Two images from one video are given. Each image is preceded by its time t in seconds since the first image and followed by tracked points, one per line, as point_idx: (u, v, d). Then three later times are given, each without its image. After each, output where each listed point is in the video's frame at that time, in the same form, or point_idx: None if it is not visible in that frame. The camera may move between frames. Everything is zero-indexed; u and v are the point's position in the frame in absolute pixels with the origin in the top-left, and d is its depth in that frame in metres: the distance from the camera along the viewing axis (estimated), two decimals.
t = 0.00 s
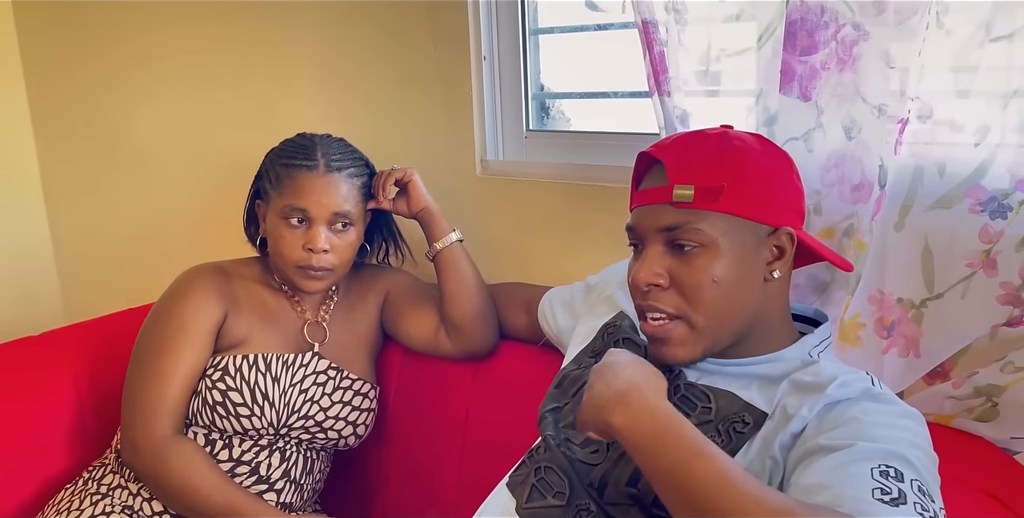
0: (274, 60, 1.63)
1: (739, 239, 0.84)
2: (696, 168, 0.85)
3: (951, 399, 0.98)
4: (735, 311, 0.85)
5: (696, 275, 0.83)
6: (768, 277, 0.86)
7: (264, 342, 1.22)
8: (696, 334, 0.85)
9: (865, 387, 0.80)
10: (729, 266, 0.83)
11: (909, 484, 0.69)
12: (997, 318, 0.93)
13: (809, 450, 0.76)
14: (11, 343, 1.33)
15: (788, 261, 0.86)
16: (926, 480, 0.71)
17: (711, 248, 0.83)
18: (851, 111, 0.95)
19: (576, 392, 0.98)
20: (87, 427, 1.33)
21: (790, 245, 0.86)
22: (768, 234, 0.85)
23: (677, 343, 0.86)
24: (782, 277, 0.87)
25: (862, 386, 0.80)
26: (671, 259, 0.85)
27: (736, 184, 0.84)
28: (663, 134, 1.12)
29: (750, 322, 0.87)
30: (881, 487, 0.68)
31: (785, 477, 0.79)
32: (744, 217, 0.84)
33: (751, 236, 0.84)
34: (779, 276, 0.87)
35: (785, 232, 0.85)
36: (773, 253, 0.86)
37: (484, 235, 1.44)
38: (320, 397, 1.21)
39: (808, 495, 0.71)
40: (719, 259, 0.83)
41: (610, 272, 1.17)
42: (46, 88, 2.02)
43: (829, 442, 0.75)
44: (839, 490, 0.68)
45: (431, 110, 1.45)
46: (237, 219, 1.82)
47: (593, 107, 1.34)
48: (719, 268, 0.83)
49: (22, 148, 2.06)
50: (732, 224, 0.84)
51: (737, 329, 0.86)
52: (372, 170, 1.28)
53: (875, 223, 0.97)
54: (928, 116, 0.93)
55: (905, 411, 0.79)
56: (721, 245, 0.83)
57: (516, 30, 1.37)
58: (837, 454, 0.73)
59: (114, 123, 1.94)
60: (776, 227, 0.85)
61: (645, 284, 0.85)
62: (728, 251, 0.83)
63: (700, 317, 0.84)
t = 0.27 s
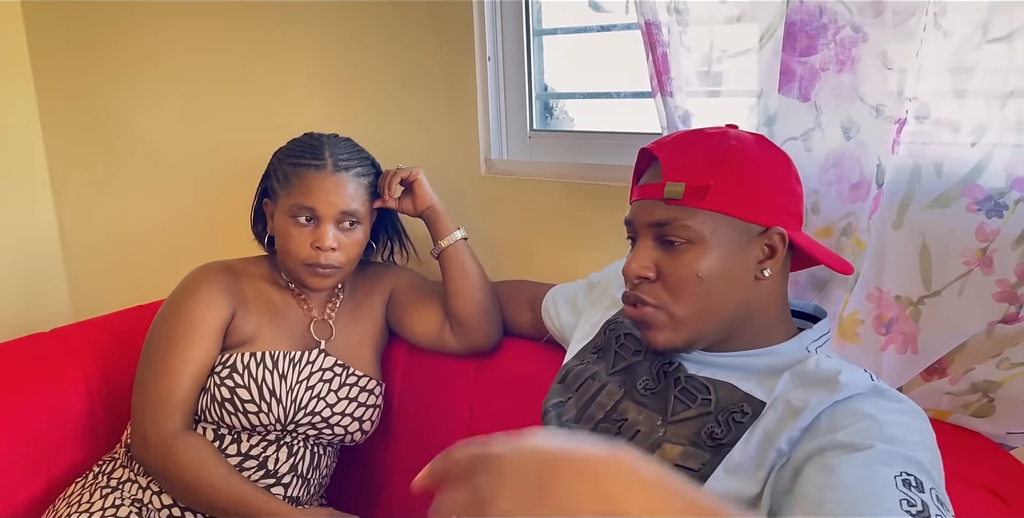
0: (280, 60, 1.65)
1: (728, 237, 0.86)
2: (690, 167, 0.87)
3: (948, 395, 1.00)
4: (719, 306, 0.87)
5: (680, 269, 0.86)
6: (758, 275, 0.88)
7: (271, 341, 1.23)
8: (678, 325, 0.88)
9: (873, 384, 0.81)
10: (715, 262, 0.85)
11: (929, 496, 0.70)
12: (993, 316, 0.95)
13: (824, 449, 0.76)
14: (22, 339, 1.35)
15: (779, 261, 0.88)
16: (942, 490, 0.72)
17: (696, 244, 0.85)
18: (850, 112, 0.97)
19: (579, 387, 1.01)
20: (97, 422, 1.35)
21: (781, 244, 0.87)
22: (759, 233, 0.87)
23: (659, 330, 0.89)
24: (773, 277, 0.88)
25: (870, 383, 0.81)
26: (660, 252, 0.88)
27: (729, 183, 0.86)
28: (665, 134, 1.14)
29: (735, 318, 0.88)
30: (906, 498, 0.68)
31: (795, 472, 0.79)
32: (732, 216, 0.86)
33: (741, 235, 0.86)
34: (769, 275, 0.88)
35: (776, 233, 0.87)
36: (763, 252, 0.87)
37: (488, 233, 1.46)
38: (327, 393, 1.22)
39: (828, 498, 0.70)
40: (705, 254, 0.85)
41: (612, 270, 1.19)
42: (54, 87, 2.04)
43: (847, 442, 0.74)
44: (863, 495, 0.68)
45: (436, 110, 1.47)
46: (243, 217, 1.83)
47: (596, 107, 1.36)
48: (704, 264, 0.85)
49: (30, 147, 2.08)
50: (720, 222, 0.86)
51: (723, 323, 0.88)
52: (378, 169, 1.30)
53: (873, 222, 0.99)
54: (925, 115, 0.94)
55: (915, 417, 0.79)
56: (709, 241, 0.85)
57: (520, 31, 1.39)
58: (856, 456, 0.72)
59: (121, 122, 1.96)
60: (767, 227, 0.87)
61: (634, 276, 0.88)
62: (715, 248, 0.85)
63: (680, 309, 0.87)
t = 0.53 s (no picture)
0: (288, 58, 1.67)
1: (722, 239, 0.87)
2: (688, 168, 0.89)
3: (948, 389, 1.01)
4: (712, 306, 0.89)
5: (674, 270, 0.88)
6: (753, 275, 0.89)
7: (280, 335, 1.25)
8: (673, 324, 0.90)
9: (871, 380, 0.83)
10: (709, 263, 0.87)
11: (914, 492, 0.73)
12: (992, 311, 0.96)
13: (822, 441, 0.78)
14: (35, 333, 1.37)
15: (776, 261, 0.88)
16: (929, 485, 0.76)
17: (689, 245, 0.87)
18: (851, 110, 0.99)
19: (584, 381, 1.02)
20: (108, 415, 1.37)
21: (776, 245, 0.87)
22: (756, 234, 0.88)
23: (655, 327, 0.92)
24: (770, 276, 0.89)
25: (868, 378, 0.83)
26: (656, 252, 0.90)
27: (726, 183, 0.87)
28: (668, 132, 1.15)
29: (730, 316, 0.90)
30: (891, 494, 0.72)
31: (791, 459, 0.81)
32: (727, 217, 0.87)
33: (736, 236, 0.87)
34: (766, 275, 0.89)
35: (772, 234, 0.87)
36: (759, 253, 0.88)
37: (494, 230, 1.48)
38: (334, 387, 1.24)
39: (824, 495, 0.73)
40: (698, 255, 0.87)
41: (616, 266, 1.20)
42: (64, 84, 2.06)
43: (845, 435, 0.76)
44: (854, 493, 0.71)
45: (442, 108, 1.49)
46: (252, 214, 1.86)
47: (601, 105, 1.38)
48: (697, 266, 0.87)
49: (40, 144, 2.11)
50: (713, 223, 0.87)
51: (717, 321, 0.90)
52: (383, 168, 1.31)
53: (873, 218, 1.01)
54: (925, 113, 0.96)
55: (908, 408, 0.82)
56: (702, 242, 0.87)
57: (526, 30, 1.41)
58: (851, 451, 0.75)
59: (131, 120, 1.98)
60: (763, 228, 0.87)
61: (631, 275, 0.91)
62: (709, 249, 0.87)
63: (674, 308, 0.89)
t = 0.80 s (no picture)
0: (297, 55, 1.69)
1: (724, 235, 0.89)
2: (693, 163, 0.90)
3: (948, 383, 1.03)
4: (713, 299, 0.91)
5: (676, 262, 0.90)
6: (754, 270, 0.90)
7: (291, 329, 1.27)
8: (674, 315, 0.93)
9: (888, 379, 0.84)
10: (710, 257, 0.89)
11: (954, 495, 0.74)
12: (993, 305, 0.97)
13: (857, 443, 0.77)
14: (49, 325, 1.39)
15: (777, 257, 0.90)
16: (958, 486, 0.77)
17: (693, 239, 0.89)
18: (853, 108, 1.00)
19: (590, 374, 1.04)
20: (120, 407, 1.39)
21: (779, 242, 0.89)
22: (757, 231, 0.89)
23: (655, 319, 0.94)
24: (771, 271, 0.91)
25: (886, 377, 0.84)
26: (659, 245, 0.92)
27: (728, 179, 0.89)
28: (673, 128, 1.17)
29: (730, 309, 0.91)
30: (941, 495, 0.72)
31: (824, 464, 0.80)
32: (729, 213, 0.88)
33: (737, 231, 0.89)
34: (767, 271, 0.91)
35: (774, 231, 0.89)
36: (761, 250, 0.90)
37: (501, 226, 1.50)
38: (344, 380, 1.26)
39: (863, 489, 0.72)
40: (700, 249, 0.89)
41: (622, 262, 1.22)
42: (74, 81, 2.08)
43: (885, 438, 0.76)
44: (911, 493, 0.70)
45: (449, 105, 1.50)
46: (260, 210, 1.87)
47: (607, 102, 1.39)
48: (699, 259, 0.89)
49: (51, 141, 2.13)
50: (714, 219, 0.89)
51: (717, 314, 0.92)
52: (392, 164, 1.33)
53: (874, 214, 1.02)
54: (927, 110, 0.97)
55: (927, 411, 0.83)
56: (704, 237, 0.89)
57: (533, 28, 1.42)
58: (896, 455, 0.74)
59: (140, 117, 2.00)
60: (765, 224, 0.89)
61: (635, 266, 0.93)
62: (711, 244, 0.89)
63: (676, 300, 0.92)
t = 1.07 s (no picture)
0: (306, 53, 1.71)
1: (706, 231, 0.92)
2: (688, 158, 0.94)
3: (950, 376, 1.04)
4: (695, 291, 0.94)
5: (660, 252, 0.95)
6: (739, 267, 0.92)
7: (300, 322, 1.29)
8: (661, 301, 0.98)
9: (888, 370, 0.86)
10: (692, 250, 0.93)
11: (955, 482, 0.76)
12: (994, 299, 0.99)
13: (859, 433, 0.78)
14: (63, 318, 1.42)
15: (762, 258, 0.91)
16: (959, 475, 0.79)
17: (679, 231, 0.93)
18: (856, 104, 1.01)
19: (595, 366, 1.06)
20: (132, 398, 1.41)
21: (761, 243, 0.90)
22: (740, 229, 0.91)
23: (646, 303, 1.00)
24: (756, 270, 0.92)
25: (886, 368, 0.86)
26: (652, 234, 0.97)
27: (727, 175, 0.91)
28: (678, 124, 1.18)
29: (717, 301, 0.94)
30: (944, 484, 0.74)
31: (826, 454, 0.81)
32: (712, 210, 0.91)
33: (719, 229, 0.91)
34: (752, 270, 0.92)
35: (757, 232, 0.90)
36: (743, 248, 0.92)
37: (508, 221, 1.51)
38: (352, 373, 1.28)
39: (866, 479, 0.74)
40: (685, 242, 0.93)
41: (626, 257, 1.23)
42: (86, 77, 2.11)
43: (886, 427, 0.77)
44: (914, 482, 0.72)
45: (457, 102, 1.52)
46: (270, 206, 1.89)
47: (613, 98, 1.40)
48: (680, 251, 0.93)
49: (63, 137, 2.15)
50: (697, 214, 0.92)
51: (703, 305, 0.95)
52: (401, 161, 1.34)
53: (877, 209, 1.04)
54: (928, 109, 0.99)
55: (925, 400, 0.84)
56: (688, 231, 0.93)
57: (540, 26, 1.44)
58: (898, 445, 0.76)
59: (151, 113, 2.02)
60: (749, 224, 0.91)
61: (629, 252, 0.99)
62: (693, 238, 0.93)
63: (661, 288, 0.97)
